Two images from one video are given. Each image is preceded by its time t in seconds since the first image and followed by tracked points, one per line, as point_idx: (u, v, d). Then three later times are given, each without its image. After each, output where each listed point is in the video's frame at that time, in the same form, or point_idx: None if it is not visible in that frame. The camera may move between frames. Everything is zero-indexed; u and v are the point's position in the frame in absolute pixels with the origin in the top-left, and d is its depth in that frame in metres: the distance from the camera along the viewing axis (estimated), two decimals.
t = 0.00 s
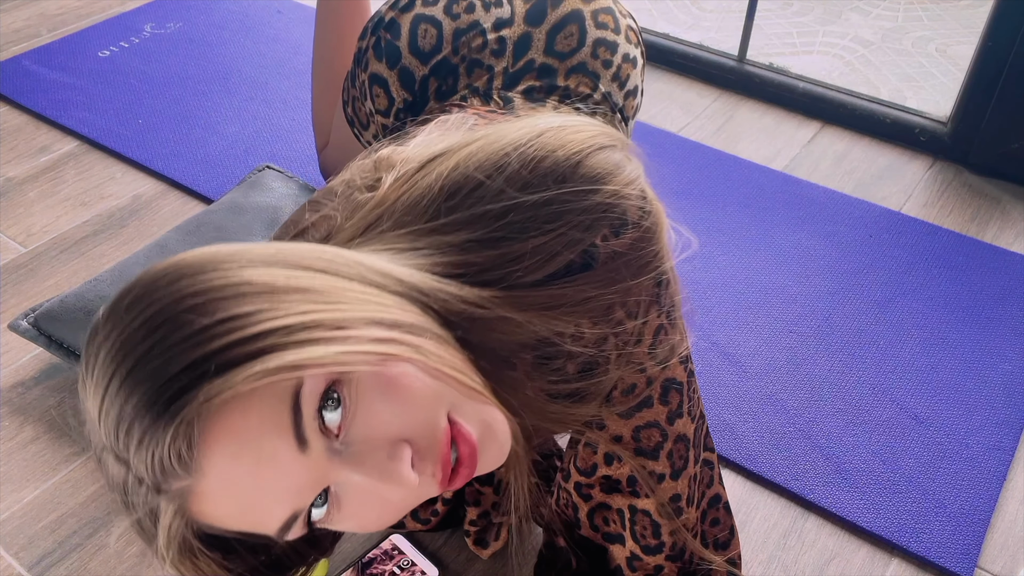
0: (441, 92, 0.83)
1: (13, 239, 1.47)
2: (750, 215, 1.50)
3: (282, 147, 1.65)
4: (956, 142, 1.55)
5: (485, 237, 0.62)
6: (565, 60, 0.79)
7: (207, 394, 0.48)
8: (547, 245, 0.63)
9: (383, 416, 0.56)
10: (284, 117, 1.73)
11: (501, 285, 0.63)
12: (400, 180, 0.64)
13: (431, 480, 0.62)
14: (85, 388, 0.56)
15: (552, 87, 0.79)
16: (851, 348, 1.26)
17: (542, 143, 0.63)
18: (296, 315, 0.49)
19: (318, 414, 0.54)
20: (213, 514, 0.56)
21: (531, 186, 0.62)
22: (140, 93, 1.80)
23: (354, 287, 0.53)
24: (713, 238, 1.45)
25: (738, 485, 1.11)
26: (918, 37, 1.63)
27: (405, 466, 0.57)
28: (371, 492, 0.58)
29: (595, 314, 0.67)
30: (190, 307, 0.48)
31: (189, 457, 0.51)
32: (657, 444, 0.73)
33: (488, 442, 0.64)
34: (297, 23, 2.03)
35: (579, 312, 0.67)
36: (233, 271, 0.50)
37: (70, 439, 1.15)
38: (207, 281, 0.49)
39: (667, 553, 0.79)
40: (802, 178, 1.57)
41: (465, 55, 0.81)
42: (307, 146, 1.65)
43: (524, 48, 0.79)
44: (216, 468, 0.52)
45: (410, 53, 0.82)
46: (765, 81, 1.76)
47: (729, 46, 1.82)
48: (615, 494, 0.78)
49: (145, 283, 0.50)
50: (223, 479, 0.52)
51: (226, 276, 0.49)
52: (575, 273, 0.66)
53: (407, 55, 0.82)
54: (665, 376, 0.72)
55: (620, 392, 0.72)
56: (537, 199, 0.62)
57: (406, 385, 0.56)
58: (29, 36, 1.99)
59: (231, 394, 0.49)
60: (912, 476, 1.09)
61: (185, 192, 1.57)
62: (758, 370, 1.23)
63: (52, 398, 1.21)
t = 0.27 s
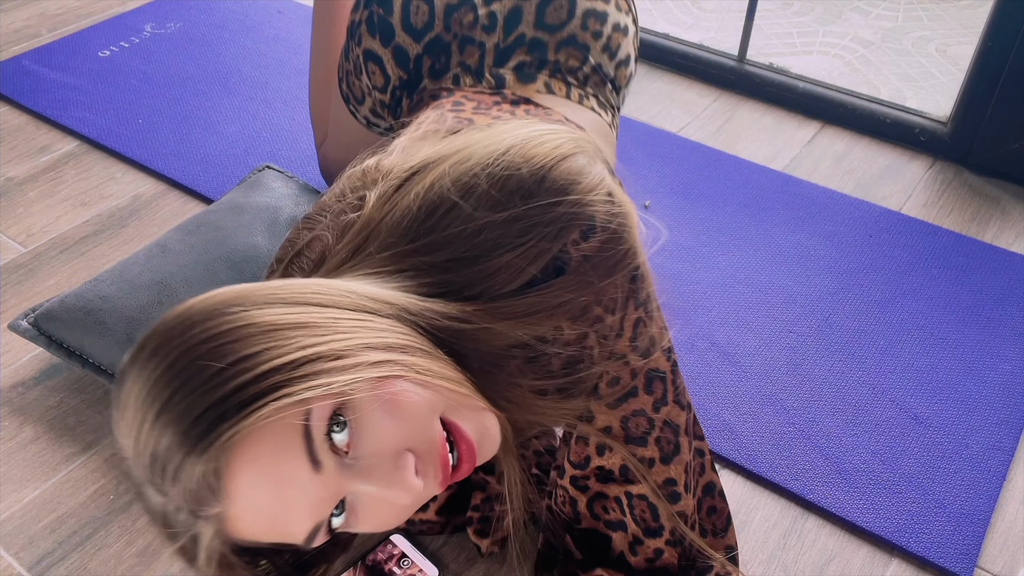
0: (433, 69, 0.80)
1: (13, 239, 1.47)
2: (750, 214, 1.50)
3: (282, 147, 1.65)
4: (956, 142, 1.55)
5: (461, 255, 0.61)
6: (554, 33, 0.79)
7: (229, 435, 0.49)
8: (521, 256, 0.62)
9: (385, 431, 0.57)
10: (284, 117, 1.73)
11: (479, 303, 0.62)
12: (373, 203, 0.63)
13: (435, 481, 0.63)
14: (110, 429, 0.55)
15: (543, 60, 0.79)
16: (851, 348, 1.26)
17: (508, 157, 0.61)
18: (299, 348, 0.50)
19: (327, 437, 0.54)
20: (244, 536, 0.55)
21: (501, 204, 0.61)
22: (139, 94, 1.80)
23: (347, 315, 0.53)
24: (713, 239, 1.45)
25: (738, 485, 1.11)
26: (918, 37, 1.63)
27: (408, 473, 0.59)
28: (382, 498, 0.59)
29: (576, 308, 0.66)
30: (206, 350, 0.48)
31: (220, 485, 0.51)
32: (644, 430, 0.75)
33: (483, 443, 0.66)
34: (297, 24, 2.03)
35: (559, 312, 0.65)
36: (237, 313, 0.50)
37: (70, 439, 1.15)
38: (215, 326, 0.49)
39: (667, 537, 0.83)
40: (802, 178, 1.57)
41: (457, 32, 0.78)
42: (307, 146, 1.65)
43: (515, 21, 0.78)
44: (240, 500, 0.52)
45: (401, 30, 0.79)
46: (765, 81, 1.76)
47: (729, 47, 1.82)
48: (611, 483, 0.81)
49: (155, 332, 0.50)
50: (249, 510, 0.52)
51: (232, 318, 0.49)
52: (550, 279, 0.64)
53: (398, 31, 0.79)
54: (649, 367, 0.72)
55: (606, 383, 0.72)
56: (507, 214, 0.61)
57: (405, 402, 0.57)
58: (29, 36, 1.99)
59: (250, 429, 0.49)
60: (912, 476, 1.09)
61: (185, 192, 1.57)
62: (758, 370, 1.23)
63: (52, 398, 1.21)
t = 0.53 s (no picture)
0: (426, 44, 0.91)
1: (14, 239, 1.47)
2: (750, 214, 1.50)
3: (282, 146, 1.65)
4: (956, 142, 1.55)
5: (450, 262, 0.66)
6: (542, 5, 0.89)
7: (276, 436, 0.54)
8: (508, 264, 0.67)
9: (408, 421, 0.61)
10: (284, 117, 1.73)
11: (469, 308, 0.67)
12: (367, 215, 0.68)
13: (455, 461, 0.67)
14: (162, 441, 0.61)
15: (530, 32, 0.89)
16: (851, 348, 1.26)
17: (489, 170, 0.67)
18: (324, 355, 0.55)
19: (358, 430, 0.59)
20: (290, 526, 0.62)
21: (486, 217, 0.66)
22: (139, 93, 1.80)
23: (363, 320, 0.58)
24: (713, 239, 1.45)
25: (738, 485, 1.11)
26: (918, 37, 1.63)
27: (432, 455, 0.64)
28: (411, 480, 0.64)
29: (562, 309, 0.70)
30: (242, 365, 0.54)
31: (269, 483, 0.56)
32: (629, 418, 0.80)
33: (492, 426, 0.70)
34: (297, 24, 2.03)
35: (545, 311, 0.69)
36: (266, 330, 0.55)
37: (70, 439, 1.15)
38: (249, 342, 0.54)
39: (657, 518, 0.89)
40: (802, 178, 1.57)
41: (446, 8, 0.88)
42: (307, 146, 1.65)
43: None
44: (288, 493, 0.57)
45: (394, 8, 0.90)
46: (764, 81, 1.76)
47: (728, 47, 1.82)
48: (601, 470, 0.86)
49: (197, 353, 0.56)
50: (297, 500, 0.58)
51: (263, 334, 0.54)
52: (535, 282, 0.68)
53: (391, 9, 0.90)
54: (630, 357, 0.75)
55: (591, 372, 0.76)
56: (492, 224, 0.66)
57: (423, 393, 0.61)
58: (29, 36, 1.99)
59: (291, 429, 0.54)
60: (911, 476, 1.10)
61: (185, 192, 1.57)
62: (758, 370, 1.23)
63: (52, 398, 1.21)
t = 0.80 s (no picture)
0: (414, 42, 0.92)
1: (13, 239, 1.47)
2: (750, 214, 1.50)
3: (282, 146, 1.65)
4: (956, 142, 1.55)
5: (449, 265, 0.69)
6: (529, 7, 0.90)
7: (289, 416, 0.58)
8: (505, 267, 0.70)
9: (414, 406, 0.64)
10: (284, 117, 1.73)
11: (469, 308, 0.70)
12: (365, 218, 0.71)
13: (458, 448, 0.69)
14: (179, 424, 0.65)
15: (518, 33, 0.91)
16: (851, 349, 1.26)
17: (485, 176, 0.69)
18: (334, 341, 0.58)
19: (368, 414, 0.62)
20: (303, 506, 0.66)
21: (482, 222, 0.69)
22: (139, 93, 1.80)
23: (370, 310, 0.61)
24: (713, 239, 1.45)
25: (738, 486, 1.11)
26: (918, 37, 1.62)
27: (438, 439, 0.66)
28: (417, 465, 0.67)
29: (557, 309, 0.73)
30: (257, 351, 0.57)
31: (284, 462, 0.60)
32: (619, 414, 0.83)
33: (491, 417, 0.71)
34: (298, 24, 2.03)
35: (539, 310, 0.72)
36: (279, 318, 0.58)
37: (69, 439, 1.15)
38: (263, 329, 0.58)
39: (650, 511, 0.90)
40: (802, 178, 1.57)
41: (436, 7, 0.90)
42: (307, 146, 1.65)
43: None
44: (302, 469, 0.61)
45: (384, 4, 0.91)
46: (764, 81, 1.76)
47: (728, 47, 1.82)
48: (595, 466, 0.87)
49: (215, 339, 0.60)
50: (309, 477, 0.62)
51: (276, 322, 0.58)
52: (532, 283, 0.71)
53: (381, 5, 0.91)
54: (621, 357, 0.78)
55: (582, 369, 0.78)
56: (489, 229, 0.68)
57: (428, 380, 0.64)
58: (29, 36, 1.99)
59: (304, 410, 0.58)
60: (911, 476, 1.10)
61: (185, 192, 1.57)
62: (758, 370, 1.23)
63: (52, 398, 1.20)
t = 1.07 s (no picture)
0: (403, 44, 0.94)
1: (13, 239, 1.47)
2: (750, 214, 1.50)
3: (282, 147, 1.65)
4: (955, 142, 1.55)
5: (432, 270, 0.70)
6: (518, 14, 0.92)
7: (265, 416, 0.58)
8: (490, 271, 0.71)
9: (392, 408, 0.65)
10: (284, 117, 1.73)
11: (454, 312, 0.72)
12: (348, 224, 0.71)
13: (436, 453, 0.71)
14: (156, 425, 0.65)
15: (506, 39, 0.92)
16: (851, 349, 1.26)
17: (468, 181, 0.70)
18: (314, 344, 0.59)
19: (345, 415, 0.64)
20: (277, 507, 0.66)
21: (466, 227, 0.69)
22: (139, 93, 1.80)
23: (352, 315, 0.63)
24: (713, 239, 1.45)
25: (738, 486, 1.11)
26: (917, 37, 1.63)
27: (415, 443, 0.68)
28: (394, 468, 0.68)
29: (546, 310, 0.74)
30: (236, 350, 0.58)
31: (259, 461, 0.60)
32: (609, 415, 0.84)
33: (472, 421, 0.73)
34: (298, 24, 2.03)
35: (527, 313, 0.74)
36: (259, 320, 0.59)
37: (70, 439, 1.15)
38: (242, 330, 0.59)
39: (645, 510, 0.90)
40: (802, 178, 1.57)
41: (426, 10, 0.92)
42: (307, 146, 1.65)
43: (480, 3, 0.91)
44: (277, 470, 0.62)
45: (376, 5, 0.93)
46: (764, 81, 1.76)
47: (728, 47, 1.82)
48: (587, 466, 0.87)
49: (192, 341, 0.60)
50: (285, 478, 0.62)
51: (256, 324, 0.59)
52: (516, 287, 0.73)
53: (373, 6, 0.93)
54: (609, 357, 0.79)
55: (570, 370, 0.80)
56: (472, 234, 0.69)
57: (408, 383, 0.65)
58: (29, 36, 1.99)
59: (281, 411, 0.59)
60: (911, 476, 1.10)
61: (185, 192, 1.57)
62: (758, 370, 1.23)
63: (53, 398, 1.20)
